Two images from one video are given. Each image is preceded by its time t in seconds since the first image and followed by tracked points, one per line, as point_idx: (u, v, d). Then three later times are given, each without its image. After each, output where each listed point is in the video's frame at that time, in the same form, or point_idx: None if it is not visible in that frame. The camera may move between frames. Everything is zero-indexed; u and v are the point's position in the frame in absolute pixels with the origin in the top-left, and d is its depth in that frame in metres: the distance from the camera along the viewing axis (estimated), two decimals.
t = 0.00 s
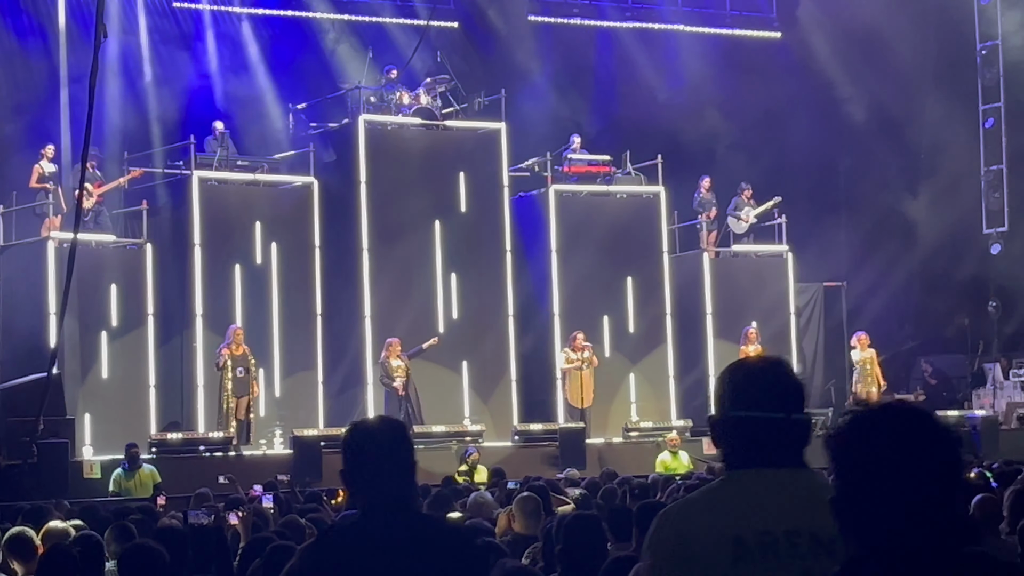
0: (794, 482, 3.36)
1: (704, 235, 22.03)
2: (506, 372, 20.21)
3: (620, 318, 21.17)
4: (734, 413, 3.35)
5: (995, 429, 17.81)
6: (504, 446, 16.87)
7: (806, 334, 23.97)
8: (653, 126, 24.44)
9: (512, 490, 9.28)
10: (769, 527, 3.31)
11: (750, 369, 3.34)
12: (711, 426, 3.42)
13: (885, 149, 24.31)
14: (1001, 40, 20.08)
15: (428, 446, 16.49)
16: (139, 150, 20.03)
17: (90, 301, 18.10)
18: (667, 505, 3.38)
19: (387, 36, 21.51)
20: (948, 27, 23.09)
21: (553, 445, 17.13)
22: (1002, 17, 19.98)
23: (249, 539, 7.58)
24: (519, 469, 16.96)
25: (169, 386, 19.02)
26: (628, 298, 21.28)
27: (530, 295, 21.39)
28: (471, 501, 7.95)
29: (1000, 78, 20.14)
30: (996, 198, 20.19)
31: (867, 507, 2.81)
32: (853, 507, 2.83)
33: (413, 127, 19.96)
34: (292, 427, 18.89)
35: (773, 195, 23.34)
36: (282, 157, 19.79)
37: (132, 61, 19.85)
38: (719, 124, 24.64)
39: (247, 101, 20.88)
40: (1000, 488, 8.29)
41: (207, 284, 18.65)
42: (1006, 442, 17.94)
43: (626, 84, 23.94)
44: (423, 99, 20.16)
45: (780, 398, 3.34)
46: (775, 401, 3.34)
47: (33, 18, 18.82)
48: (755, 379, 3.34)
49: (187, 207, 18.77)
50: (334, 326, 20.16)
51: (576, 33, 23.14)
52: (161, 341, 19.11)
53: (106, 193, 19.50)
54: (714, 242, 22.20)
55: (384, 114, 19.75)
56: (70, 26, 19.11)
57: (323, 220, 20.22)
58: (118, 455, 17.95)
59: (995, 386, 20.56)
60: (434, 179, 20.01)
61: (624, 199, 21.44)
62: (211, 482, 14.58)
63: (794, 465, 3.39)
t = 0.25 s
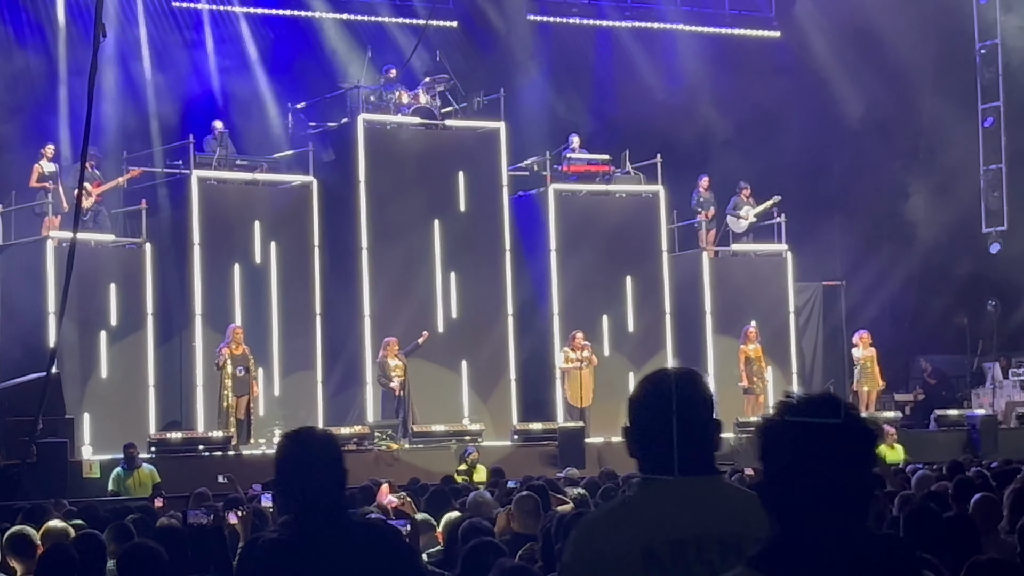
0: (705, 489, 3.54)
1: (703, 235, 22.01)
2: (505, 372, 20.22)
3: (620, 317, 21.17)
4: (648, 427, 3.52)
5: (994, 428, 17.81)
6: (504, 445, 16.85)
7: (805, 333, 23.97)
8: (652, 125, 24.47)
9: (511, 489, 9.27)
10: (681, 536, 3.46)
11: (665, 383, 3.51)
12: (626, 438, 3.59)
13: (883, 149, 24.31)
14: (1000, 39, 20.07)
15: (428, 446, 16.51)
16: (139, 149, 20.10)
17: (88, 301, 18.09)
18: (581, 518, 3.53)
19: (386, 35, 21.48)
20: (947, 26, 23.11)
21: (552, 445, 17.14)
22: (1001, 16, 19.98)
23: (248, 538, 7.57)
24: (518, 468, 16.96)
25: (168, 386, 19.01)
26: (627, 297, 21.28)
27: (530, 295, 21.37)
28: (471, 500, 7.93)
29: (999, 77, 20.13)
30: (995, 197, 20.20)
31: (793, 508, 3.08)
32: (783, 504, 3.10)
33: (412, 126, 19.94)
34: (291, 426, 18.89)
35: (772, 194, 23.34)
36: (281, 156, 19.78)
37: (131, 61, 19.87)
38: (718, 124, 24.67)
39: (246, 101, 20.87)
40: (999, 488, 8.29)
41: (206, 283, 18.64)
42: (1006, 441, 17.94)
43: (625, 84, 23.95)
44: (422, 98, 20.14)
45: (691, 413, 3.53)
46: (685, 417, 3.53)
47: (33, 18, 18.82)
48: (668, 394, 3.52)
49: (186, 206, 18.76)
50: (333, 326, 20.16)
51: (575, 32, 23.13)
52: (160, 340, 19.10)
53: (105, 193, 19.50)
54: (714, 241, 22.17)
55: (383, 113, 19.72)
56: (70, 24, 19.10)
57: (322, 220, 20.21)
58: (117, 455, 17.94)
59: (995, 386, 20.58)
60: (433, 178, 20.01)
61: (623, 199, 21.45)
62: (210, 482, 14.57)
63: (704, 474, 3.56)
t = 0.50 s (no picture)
0: (647, 470, 3.64)
1: (703, 234, 22.02)
2: (505, 371, 20.23)
3: (619, 317, 21.17)
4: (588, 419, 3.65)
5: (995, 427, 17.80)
6: (504, 445, 16.85)
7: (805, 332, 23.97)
8: (653, 126, 24.46)
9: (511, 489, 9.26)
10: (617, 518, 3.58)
11: (614, 374, 3.63)
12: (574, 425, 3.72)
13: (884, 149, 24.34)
14: (1000, 38, 20.05)
15: (429, 444, 16.55)
16: (140, 149, 20.06)
17: (88, 300, 18.09)
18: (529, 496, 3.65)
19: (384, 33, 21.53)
20: (947, 25, 23.08)
21: (552, 445, 17.14)
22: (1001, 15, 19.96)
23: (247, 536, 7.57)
24: (518, 467, 16.95)
25: (168, 384, 19.02)
26: (627, 296, 21.27)
27: (530, 295, 21.38)
28: (471, 499, 7.93)
29: (999, 76, 20.11)
30: (995, 196, 20.20)
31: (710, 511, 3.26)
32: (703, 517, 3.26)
33: (412, 125, 19.92)
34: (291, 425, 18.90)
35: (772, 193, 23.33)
36: (281, 155, 19.78)
37: (131, 61, 19.82)
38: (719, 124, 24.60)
39: (246, 100, 20.86)
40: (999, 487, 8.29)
41: (206, 283, 18.64)
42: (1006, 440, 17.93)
43: (626, 83, 23.94)
44: (423, 97, 20.09)
45: (631, 406, 3.63)
46: (628, 409, 3.63)
47: (34, 16, 18.82)
48: (606, 385, 3.63)
49: (185, 206, 18.76)
50: (333, 325, 20.14)
51: (574, 31, 23.13)
52: (161, 340, 19.10)
53: (105, 192, 19.49)
54: (714, 240, 22.16)
55: (383, 113, 19.71)
56: (69, 22, 19.09)
57: (322, 219, 20.20)
58: (117, 454, 17.94)
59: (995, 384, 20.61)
60: (433, 177, 20.00)
61: (623, 198, 21.44)
62: (210, 481, 14.56)
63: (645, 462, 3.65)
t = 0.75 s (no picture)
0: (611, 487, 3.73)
1: (703, 234, 22.03)
2: (505, 371, 20.23)
3: (619, 316, 21.16)
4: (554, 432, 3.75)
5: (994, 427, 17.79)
6: (504, 444, 16.85)
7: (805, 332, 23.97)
8: (653, 124, 24.53)
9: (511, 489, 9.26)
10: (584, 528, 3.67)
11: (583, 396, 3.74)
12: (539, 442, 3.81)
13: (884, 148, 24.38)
14: (999, 37, 20.05)
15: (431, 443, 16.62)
16: (140, 149, 20.04)
17: (87, 299, 18.10)
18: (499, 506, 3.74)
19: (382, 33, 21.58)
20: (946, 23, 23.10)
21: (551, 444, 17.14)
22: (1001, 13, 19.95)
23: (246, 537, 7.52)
24: (518, 467, 16.95)
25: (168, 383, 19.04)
26: (626, 296, 21.27)
27: (530, 295, 21.38)
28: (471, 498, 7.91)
29: (999, 74, 20.10)
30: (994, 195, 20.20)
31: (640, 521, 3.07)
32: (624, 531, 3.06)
33: (411, 124, 19.93)
34: (291, 425, 18.91)
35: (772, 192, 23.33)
36: (281, 154, 19.77)
37: (131, 61, 19.78)
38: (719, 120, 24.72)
39: (246, 101, 20.82)
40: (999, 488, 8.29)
41: (205, 282, 18.64)
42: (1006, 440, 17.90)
43: (625, 82, 23.99)
44: (422, 96, 20.11)
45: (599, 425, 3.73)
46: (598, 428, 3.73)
47: (35, 17, 18.91)
48: (576, 404, 3.73)
49: (185, 205, 18.76)
50: (332, 325, 20.13)
51: (574, 31, 23.23)
52: (160, 339, 19.11)
53: (105, 192, 19.49)
54: (713, 239, 22.16)
55: (383, 112, 19.71)
56: (68, 21, 19.12)
57: (322, 219, 20.19)
58: (117, 453, 17.94)
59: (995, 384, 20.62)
60: (433, 177, 20.01)
61: (623, 197, 21.46)
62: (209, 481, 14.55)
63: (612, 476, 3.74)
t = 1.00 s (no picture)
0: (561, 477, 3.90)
1: (703, 233, 22.02)
2: (506, 370, 20.24)
3: (619, 315, 21.17)
4: (514, 430, 3.88)
5: (995, 426, 17.78)
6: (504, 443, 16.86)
7: (805, 331, 23.99)
8: (651, 122, 24.64)
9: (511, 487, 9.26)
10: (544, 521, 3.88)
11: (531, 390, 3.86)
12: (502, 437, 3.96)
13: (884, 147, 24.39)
14: (1000, 36, 20.02)
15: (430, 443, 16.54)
16: (141, 148, 20.13)
17: (88, 299, 18.09)
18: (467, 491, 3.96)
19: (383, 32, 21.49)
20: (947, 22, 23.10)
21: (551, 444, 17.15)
22: (1002, 12, 19.92)
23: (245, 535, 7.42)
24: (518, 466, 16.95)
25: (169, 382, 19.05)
26: (627, 295, 21.26)
27: (531, 294, 21.39)
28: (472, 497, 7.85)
29: (1000, 74, 20.09)
30: (995, 195, 20.19)
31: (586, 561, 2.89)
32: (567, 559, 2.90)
33: (412, 124, 19.93)
34: (292, 424, 18.92)
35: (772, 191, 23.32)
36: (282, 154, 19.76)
37: (131, 60, 19.76)
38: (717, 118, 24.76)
39: (246, 101, 20.83)
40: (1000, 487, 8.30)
41: (206, 281, 18.64)
42: (1007, 439, 17.90)
43: (626, 82, 23.94)
44: (423, 96, 20.14)
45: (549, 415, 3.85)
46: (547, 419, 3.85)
47: (35, 17, 18.83)
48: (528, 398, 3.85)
49: (186, 205, 18.76)
50: (333, 324, 20.14)
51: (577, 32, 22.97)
52: (161, 339, 19.12)
53: (106, 191, 19.50)
54: (714, 239, 22.16)
55: (383, 111, 19.71)
56: (68, 21, 19.04)
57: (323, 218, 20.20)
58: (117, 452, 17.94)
59: (995, 383, 20.63)
60: (433, 176, 20.01)
61: (624, 196, 21.46)
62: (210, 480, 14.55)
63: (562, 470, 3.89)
